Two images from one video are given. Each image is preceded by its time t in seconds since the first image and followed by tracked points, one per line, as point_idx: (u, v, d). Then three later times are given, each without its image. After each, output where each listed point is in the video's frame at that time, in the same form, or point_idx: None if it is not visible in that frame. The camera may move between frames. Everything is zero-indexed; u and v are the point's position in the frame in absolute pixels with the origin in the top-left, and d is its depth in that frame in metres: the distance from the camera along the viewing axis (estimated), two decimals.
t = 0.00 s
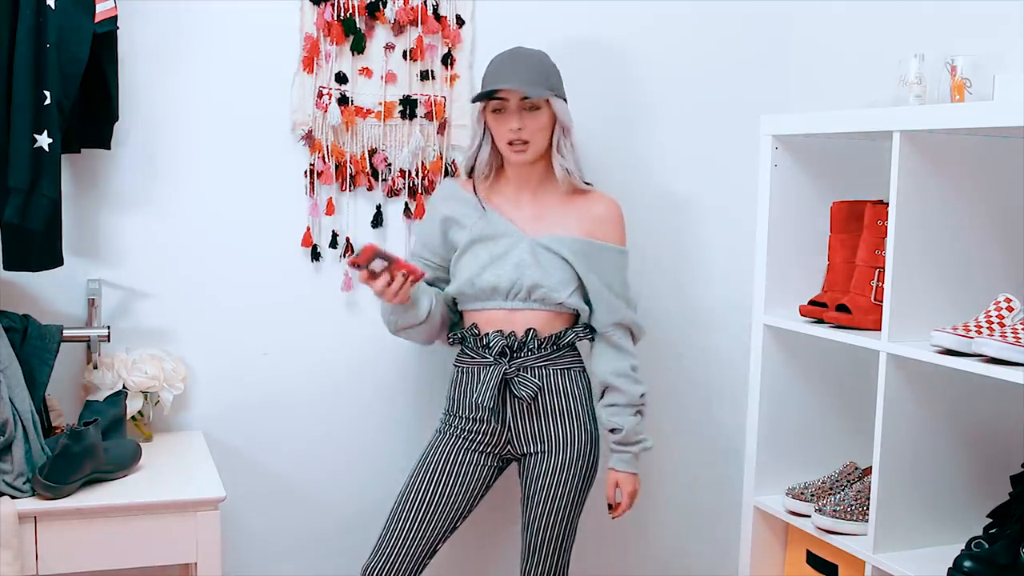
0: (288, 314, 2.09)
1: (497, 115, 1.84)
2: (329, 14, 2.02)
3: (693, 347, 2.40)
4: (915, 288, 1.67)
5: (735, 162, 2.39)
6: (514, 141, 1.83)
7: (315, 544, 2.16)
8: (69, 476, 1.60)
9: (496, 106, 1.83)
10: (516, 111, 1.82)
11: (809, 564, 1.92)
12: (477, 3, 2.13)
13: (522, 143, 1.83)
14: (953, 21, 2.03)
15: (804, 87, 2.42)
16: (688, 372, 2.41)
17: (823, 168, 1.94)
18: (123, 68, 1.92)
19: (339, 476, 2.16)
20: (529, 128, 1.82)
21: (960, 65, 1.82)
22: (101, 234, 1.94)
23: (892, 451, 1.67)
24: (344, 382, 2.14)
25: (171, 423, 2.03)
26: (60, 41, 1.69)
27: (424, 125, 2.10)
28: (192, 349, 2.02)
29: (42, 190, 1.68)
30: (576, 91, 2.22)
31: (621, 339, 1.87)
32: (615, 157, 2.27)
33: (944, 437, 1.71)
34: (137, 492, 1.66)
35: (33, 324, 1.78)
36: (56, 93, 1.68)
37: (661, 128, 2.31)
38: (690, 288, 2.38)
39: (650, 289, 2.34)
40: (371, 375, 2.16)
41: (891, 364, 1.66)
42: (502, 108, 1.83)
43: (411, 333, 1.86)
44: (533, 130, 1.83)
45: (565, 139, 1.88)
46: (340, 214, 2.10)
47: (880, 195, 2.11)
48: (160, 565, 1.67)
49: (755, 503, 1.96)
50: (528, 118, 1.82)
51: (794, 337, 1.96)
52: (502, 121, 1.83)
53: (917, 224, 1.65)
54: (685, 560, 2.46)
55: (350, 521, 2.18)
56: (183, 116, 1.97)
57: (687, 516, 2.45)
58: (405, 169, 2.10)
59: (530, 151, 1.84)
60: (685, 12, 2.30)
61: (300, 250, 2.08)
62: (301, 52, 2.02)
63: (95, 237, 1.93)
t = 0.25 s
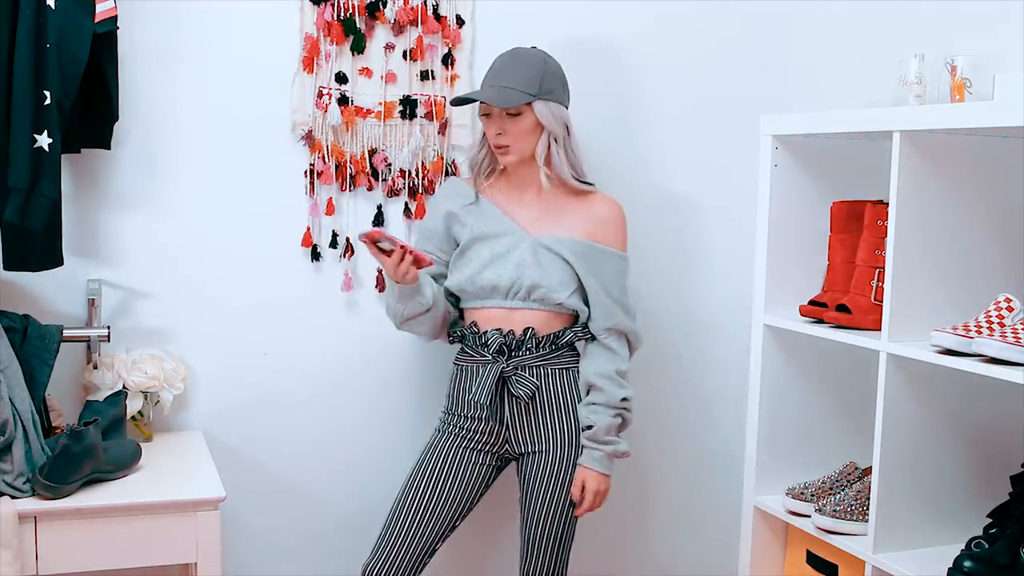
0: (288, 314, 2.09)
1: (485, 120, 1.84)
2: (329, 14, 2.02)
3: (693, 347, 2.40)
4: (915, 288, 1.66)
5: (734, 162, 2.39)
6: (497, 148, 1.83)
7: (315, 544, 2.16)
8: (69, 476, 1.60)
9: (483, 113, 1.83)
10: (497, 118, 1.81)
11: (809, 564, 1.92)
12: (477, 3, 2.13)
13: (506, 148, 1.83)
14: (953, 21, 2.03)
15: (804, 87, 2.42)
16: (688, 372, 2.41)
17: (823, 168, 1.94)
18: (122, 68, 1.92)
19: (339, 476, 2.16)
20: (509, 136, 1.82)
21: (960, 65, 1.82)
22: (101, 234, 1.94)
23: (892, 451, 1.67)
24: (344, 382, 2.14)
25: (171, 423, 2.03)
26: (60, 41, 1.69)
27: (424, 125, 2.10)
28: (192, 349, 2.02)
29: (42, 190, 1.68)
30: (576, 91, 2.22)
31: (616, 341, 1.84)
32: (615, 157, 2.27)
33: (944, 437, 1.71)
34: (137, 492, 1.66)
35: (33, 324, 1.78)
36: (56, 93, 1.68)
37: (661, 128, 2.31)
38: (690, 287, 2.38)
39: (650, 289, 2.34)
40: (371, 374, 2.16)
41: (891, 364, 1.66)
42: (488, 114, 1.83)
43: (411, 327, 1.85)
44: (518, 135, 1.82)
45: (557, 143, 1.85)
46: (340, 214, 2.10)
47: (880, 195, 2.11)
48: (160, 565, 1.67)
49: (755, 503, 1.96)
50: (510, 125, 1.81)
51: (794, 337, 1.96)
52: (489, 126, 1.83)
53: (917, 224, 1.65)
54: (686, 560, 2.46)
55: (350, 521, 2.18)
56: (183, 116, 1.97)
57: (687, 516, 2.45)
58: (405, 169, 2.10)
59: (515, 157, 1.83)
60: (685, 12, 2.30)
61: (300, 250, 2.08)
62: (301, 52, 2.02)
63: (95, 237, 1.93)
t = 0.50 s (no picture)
0: (288, 313, 2.09)
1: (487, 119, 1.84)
2: (329, 14, 2.02)
3: (693, 347, 2.40)
4: (915, 288, 1.66)
5: (734, 161, 2.39)
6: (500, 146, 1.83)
7: (315, 544, 2.16)
8: (69, 476, 1.60)
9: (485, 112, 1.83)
10: (500, 116, 1.81)
11: (809, 564, 1.92)
12: (477, 3, 2.13)
13: (510, 146, 1.83)
14: (953, 20, 2.03)
15: (804, 87, 2.42)
16: (688, 372, 2.41)
17: (823, 168, 1.94)
18: (122, 68, 1.92)
19: (338, 476, 2.16)
20: (513, 134, 1.82)
21: (960, 65, 1.82)
22: (101, 234, 1.94)
23: (892, 451, 1.67)
24: (344, 382, 2.14)
25: (171, 423, 2.03)
26: (60, 41, 1.69)
27: (424, 125, 2.10)
28: (192, 349, 2.03)
29: (42, 190, 1.68)
30: (576, 91, 2.22)
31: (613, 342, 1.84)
32: (615, 157, 2.27)
33: (944, 437, 1.71)
34: (137, 492, 1.66)
35: (33, 324, 1.78)
36: (56, 93, 1.68)
37: (660, 128, 2.31)
38: (690, 287, 2.38)
39: (650, 289, 2.34)
40: (371, 374, 2.16)
41: (891, 364, 1.66)
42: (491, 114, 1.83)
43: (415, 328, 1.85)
44: (521, 133, 1.82)
45: (559, 143, 1.85)
46: (340, 214, 2.10)
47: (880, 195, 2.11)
48: (160, 565, 1.67)
49: (755, 503, 1.96)
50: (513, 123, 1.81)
51: (794, 337, 1.96)
52: (491, 125, 1.83)
53: (917, 223, 1.65)
54: (685, 560, 2.46)
55: (350, 521, 2.18)
56: (183, 116, 1.97)
57: (687, 516, 2.45)
58: (404, 169, 2.10)
59: (518, 155, 1.84)
60: (685, 12, 2.30)
61: (300, 250, 2.08)
62: (301, 52, 2.02)
63: (95, 237, 1.93)
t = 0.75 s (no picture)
0: (288, 314, 2.09)
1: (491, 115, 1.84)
2: (329, 14, 2.02)
3: (693, 347, 2.41)
4: (915, 288, 1.67)
5: (735, 161, 2.39)
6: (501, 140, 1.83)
7: (315, 544, 2.16)
8: (69, 476, 1.60)
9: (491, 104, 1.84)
10: (505, 110, 1.81)
11: (809, 564, 1.92)
12: (477, 3, 2.13)
13: (513, 143, 1.83)
14: (953, 20, 2.03)
15: (804, 87, 2.42)
16: (688, 372, 2.41)
17: (823, 168, 1.94)
18: (122, 68, 1.92)
19: (338, 476, 2.16)
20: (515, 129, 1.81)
21: (961, 65, 1.82)
22: (101, 234, 1.94)
23: (892, 451, 1.67)
24: (344, 382, 2.14)
25: (171, 423, 2.03)
26: (60, 41, 1.69)
27: (424, 125, 2.10)
28: (192, 349, 2.03)
29: (42, 190, 1.68)
30: (576, 91, 2.22)
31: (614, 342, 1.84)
32: (615, 156, 2.27)
33: (944, 437, 1.71)
34: (137, 492, 1.66)
35: (33, 324, 1.78)
36: (56, 93, 1.68)
37: (660, 128, 2.31)
38: (689, 287, 2.38)
39: (650, 289, 2.34)
40: (371, 374, 2.16)
41: (891, 364, 1.66)
42: (495, 106, 1.83)
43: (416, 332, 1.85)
44: (524, 129, 1.82)
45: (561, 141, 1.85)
46: (340, 214, 2.10)
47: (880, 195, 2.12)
48: (160, 565, 1.67)
49: (755, 503, 1.96)
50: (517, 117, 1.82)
51: (794, 337, 1.96)
52: (495, 120, 1.83)
53: (917, 223, 1.65)
54: (685, 560, 2.46)
55: (350, 521, 2.18)
56: (183, 116, 1.97)
57: (687, 516, 2.45)
58: (405, 169, 2.10)
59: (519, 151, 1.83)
60: (685, 12, 2.30)
61: (300, 250, 2.08)
62: (301, 52, 2.02)
63: (95, 237, 1.93)
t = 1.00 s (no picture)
0: (289, 314, 2.09)
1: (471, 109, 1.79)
2: (329, 14, 2.02)
3: (694, 347, 2.41)
4: (914, 288, 1.67)
5: (734, 162, 2.40)
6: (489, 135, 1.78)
7: (316, 544, 2.17)
8: (70, 476, 1.61)
9: (471, 99, 1.79)
10: (490, 102, 1.79)
11: (808, 563, 1.92)
12: (477, 3, 2.14)
13: (497, 137, 1.79)
14: (953, 21, 2.04)
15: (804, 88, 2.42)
16: (688, 372, 2.41)
17: (823, 169, 1.95)
18: (122, 69, 1.93)
19: (339, 476, 2.16)
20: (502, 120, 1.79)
21: (960, 66, 1.82)
22: (102, 234, 1.94)
23: (890, 450, 1.68)
24: (345, 382, 2.15)
25: (172, 423, 2.03)
26: (61, 42, 1.69)
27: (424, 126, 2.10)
28: (193, 349, 2.03)
29: (43, 190, 1.68)
30: (576, 92, 2.23)
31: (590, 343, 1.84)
32: (615, 156, 2.28)
33: (943, 437, 1.71)
34: (138, 492, 1.66)
35: (34, 324, 1.79)
36: (57, 94, 1.69)
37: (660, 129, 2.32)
38: (689, 288, 2.39)
39: (649, 289, 2.35)
40: (372, 374, 2.16)
41: (890, 364, 1.66)
42: (476, 101, 1.79)
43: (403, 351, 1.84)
44: (508, 123, 1.79)
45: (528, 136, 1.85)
46: (340, 214, 2.10)
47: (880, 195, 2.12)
48: (161, 565, 1.68)
49: (755, 503, 1.97)
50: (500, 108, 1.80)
51: (794, 337, 1.96)
52: (477, 115, 1.79)
53: (916, 223, 1.65)
54: (685, 560, 2.47)
55: (351, 521, 2.18)
56: (183, 116, 1.98)
57: (687, 516, 2.45)
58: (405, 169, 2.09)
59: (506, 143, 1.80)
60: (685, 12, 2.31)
61: (300, 250, 2.08)
62: (301, 53, 2.03)
63: (96, 237, 1.94)
